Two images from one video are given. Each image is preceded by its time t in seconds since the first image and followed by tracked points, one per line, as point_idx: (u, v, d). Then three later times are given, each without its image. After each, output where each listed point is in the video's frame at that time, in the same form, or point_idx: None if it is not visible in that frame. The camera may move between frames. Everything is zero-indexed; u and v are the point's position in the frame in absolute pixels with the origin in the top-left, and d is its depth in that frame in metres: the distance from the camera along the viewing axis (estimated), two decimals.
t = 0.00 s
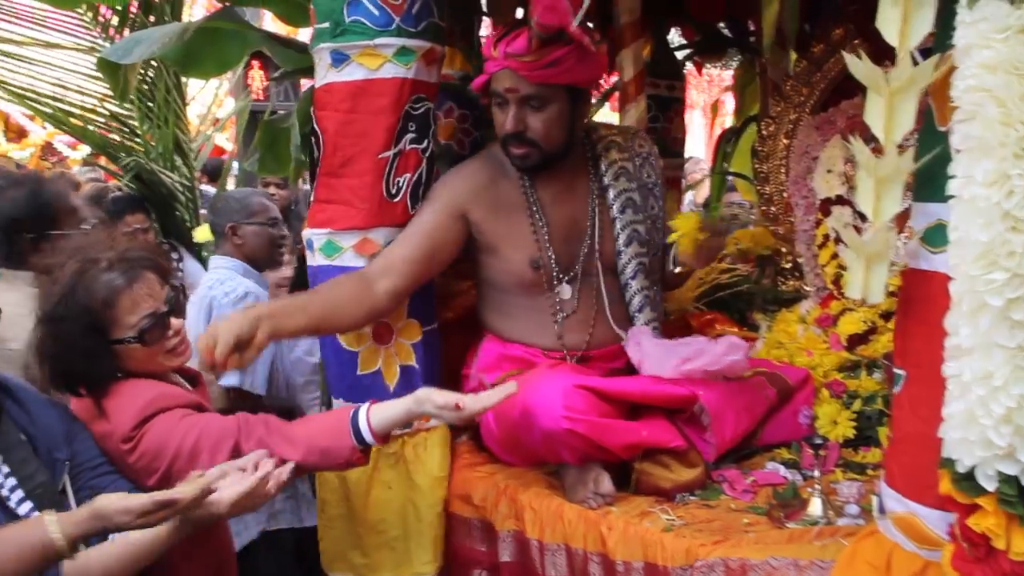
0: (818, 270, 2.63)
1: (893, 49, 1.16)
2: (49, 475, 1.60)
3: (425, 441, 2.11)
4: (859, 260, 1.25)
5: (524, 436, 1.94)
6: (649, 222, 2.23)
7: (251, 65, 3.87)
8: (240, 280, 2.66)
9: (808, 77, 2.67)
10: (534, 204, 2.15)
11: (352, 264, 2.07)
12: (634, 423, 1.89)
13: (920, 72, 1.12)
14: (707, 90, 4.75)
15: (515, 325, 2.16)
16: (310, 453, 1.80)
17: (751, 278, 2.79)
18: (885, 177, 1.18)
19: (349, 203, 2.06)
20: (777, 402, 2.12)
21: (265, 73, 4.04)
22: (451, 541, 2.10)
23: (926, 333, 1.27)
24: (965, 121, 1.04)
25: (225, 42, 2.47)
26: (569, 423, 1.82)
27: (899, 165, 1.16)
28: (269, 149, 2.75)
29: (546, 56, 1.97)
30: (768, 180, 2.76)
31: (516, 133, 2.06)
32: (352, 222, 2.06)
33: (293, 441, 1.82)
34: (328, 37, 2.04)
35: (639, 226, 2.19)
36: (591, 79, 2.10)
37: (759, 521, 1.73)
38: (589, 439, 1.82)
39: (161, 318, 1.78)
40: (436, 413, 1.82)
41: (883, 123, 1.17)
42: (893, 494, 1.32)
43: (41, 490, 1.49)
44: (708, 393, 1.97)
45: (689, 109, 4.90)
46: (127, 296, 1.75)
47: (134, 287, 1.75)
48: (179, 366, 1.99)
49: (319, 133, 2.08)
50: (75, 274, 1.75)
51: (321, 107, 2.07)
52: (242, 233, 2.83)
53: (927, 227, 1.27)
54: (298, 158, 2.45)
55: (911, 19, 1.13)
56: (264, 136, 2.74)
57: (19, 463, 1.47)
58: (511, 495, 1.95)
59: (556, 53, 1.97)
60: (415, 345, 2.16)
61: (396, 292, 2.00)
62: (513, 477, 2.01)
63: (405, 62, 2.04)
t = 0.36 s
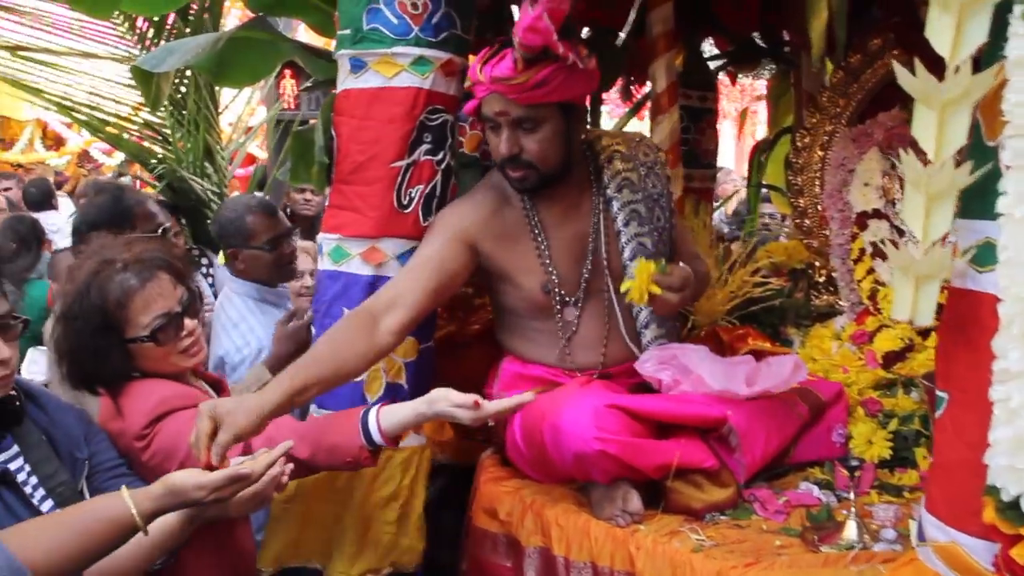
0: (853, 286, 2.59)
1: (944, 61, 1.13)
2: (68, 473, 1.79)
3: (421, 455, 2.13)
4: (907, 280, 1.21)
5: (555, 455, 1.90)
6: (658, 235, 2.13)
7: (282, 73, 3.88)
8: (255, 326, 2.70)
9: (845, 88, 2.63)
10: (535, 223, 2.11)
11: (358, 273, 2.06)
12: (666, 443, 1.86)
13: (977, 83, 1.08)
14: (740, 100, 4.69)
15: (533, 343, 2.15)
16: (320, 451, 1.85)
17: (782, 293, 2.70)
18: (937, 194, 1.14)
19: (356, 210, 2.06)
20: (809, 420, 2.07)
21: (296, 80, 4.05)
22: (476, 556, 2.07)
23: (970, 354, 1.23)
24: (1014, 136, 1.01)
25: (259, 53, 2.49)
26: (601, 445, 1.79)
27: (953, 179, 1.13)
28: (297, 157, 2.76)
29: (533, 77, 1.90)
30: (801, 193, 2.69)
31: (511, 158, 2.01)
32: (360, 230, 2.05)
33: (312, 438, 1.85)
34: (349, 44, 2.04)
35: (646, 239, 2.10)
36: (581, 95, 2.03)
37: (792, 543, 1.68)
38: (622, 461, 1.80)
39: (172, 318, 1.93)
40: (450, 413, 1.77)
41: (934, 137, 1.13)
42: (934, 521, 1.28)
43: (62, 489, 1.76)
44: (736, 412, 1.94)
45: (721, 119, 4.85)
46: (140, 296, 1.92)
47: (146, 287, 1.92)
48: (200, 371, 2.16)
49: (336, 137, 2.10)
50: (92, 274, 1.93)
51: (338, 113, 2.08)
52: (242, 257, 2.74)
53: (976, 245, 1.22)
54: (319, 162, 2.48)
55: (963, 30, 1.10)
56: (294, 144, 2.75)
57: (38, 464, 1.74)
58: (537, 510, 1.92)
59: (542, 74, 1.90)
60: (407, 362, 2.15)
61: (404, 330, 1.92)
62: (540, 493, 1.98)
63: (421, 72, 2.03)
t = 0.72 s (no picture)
0: (883, 299, 2.56)
1: (982, 76, 1.10)
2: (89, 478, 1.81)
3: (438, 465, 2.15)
4: (938, 296, 1.18)
5: (580, 468, 1.89)
6: (682, 248, 2.13)
7: (309, 79, 3.90)
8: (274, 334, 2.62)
9: (876, 98, 2.58)
10: (558, 237, 2.09)
11: (389, 282, 2.06)
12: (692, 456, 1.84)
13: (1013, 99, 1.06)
14: (767, 108, 4.66)
15: (554, 353, 2.14)
16: (347, 447, 1.87)
17: (810, 305, 2.76)
18: (970, 211, 1.12)
19: (389, 220, 2.06)
20: (838, 435, 2.04)
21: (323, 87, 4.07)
22: (498, 567, 2.07)
23: (1007, 371, 1.20)
24: None
25: (285, 60, 2.50)
26: (626, 457, 1.77)
27: (986, 197, 1.10)
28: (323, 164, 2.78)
29: (557, 97, 1.88)
30: (829, 204, 2.64)
31: (534, 174, 2.01)
32: (391, 240, 2.06)
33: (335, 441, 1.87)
34: (378, 54, 2.05)
35: (670, 252, 2.10)
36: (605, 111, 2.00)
37: (820, 561, 1.66)
38: (649, 475, 1.78)
39: (194, 322, 1.95)
40: (483, 407, 1.82)
41: (969, 152, 1.11)
42: (967, 542, 1.25)
43: (82, 494, 1.77)
44: (763, 427, 1.92)
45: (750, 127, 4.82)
46: (164, 299, 1.93)
47: (170, 291, 1.93)
48: (216, 377, 2.17)
49: (365, 148, 2.10)
50: (116, 278, 1.94)
51: (368, 123, 2.08)
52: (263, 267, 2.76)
53: (1011, 262, 1.20)
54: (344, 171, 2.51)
55: (1001, 44, 1.07)
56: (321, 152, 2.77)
57: (60, 469, 1.75)
58: (560, 524, 1.90)
59: (564, 95, 1.89)
60: (444, 369, 2.17)
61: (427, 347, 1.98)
62: (564, 505, 1.96)
63: (453, 83, 2.04)
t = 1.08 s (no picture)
0: (903, 310, 2.50)
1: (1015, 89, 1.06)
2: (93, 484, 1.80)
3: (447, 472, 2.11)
4: (966, 317, 1.15)
5: (591, 481, 1.86)
6: (694, 255, 2.07)
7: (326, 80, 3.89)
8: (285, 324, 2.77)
9: (898, 105, 2.56)
10: (571, 243, 2.07)
11: (404, 290, 2.04)
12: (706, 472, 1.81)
13: None
14: (784, 112, 4.62)
15: (567, 361, 2.10)
16: (366, 454, 1.84)
17: (829, 314, 2.75)
18: (1000, 229, 1.08)
19: (404, 229, 2.04)
20: (854, 451, 2.00)
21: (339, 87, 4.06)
22: None
23: None
24: None
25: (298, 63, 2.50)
26: (639, 472, 1.74)
27: (1018, 216, 1.06)
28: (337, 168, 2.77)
29: (569, 102, 1.85)
30: (848, 213, 2.65)
31: (547, 179, 1.98)
32: (406, 249, 2.03)
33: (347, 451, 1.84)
34: (394, 62, 2.02)
35: (681, 259, 2.05)
36: (618, 117, 1.97)
37: None
38: (662, 490, 1.75)
39: (208, 328, 1.94)
40: (505, 415, 1.80)
41: (999, 169, 1.07)
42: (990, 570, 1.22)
43: (87, 499, 1.76)
44: (779, 441, 1.88)
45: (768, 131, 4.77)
46: (180, 305, 1.91)
47: (185, 296, 1.92)
48: (223, 382, 2.14)
49: (378, 156, 2.08)
50: (130, 283, 1.93)
51: (382, 131, 2.06)
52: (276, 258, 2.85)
53: None
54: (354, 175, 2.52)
55: None
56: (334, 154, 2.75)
57: (65, 474, 1.74)
58: (570, 537, 1.87)
59: (577, 98, 1.85)
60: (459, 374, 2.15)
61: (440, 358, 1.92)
62: (576, 518, 1.94)
63: (469, 92, 2.02)
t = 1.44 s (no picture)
0: (930, 317, 2.44)
1: None
2: (107, 496, 1.81)
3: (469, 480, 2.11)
4: (997, 329, 1.11)
5: (614, 495, 1.83)
6: (681, 255, 2.00)
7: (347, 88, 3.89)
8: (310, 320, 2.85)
9: (923, 109, 2.54)
10: (585, 248, 2.04)
11: (439, 302, 2.04)
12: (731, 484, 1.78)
13: None
14: (808, 116, 4.58)
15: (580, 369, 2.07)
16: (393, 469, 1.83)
17: (855, 322, 2.72)
18: None
19: (438, 241, 2.03)
20: (882, 462, 1.96)
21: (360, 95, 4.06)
22: None
23: None
24: None
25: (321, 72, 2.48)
26: (663, 484, 1.71)
27: None
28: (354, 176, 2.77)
29: (568, 110, 1.84)
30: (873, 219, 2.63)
31: (559, 184, 1.96)
32: (440, 260, 2.03)
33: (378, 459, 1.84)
34: (421, 73, 2.00)
35: (663, 255, 2.00)
36: (629, 120, 1.94)
37: None
38: (686, 502, 1.72)
39: (237, 338, 1.93)
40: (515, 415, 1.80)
41: None
42: None
43: (101, 511, 1.78)
44: (802, 453, 1.85)
45: (793, 134, 4.73)
46: (211, 312, 1.91)
47: (218, 304, 1.91)
48: (248, 394, 2.14)
49: (405, 167, 2.04)
50: (164, 289, 1.93)
51: (410, 143, 2.02)
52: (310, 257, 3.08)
53: None
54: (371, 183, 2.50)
55: None
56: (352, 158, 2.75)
57: (79, 485, 1.76)
58: (594, 550, 1.85)
59: (578, 106, 1.83)
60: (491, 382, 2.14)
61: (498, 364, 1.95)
62: (599, 530, 1.91)
63: (498, 104, 2.03)
